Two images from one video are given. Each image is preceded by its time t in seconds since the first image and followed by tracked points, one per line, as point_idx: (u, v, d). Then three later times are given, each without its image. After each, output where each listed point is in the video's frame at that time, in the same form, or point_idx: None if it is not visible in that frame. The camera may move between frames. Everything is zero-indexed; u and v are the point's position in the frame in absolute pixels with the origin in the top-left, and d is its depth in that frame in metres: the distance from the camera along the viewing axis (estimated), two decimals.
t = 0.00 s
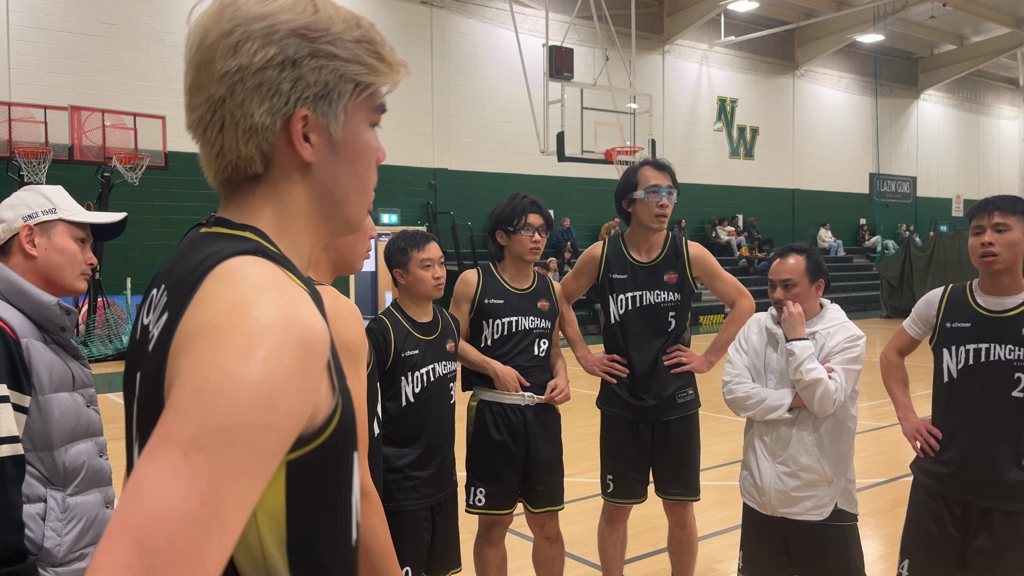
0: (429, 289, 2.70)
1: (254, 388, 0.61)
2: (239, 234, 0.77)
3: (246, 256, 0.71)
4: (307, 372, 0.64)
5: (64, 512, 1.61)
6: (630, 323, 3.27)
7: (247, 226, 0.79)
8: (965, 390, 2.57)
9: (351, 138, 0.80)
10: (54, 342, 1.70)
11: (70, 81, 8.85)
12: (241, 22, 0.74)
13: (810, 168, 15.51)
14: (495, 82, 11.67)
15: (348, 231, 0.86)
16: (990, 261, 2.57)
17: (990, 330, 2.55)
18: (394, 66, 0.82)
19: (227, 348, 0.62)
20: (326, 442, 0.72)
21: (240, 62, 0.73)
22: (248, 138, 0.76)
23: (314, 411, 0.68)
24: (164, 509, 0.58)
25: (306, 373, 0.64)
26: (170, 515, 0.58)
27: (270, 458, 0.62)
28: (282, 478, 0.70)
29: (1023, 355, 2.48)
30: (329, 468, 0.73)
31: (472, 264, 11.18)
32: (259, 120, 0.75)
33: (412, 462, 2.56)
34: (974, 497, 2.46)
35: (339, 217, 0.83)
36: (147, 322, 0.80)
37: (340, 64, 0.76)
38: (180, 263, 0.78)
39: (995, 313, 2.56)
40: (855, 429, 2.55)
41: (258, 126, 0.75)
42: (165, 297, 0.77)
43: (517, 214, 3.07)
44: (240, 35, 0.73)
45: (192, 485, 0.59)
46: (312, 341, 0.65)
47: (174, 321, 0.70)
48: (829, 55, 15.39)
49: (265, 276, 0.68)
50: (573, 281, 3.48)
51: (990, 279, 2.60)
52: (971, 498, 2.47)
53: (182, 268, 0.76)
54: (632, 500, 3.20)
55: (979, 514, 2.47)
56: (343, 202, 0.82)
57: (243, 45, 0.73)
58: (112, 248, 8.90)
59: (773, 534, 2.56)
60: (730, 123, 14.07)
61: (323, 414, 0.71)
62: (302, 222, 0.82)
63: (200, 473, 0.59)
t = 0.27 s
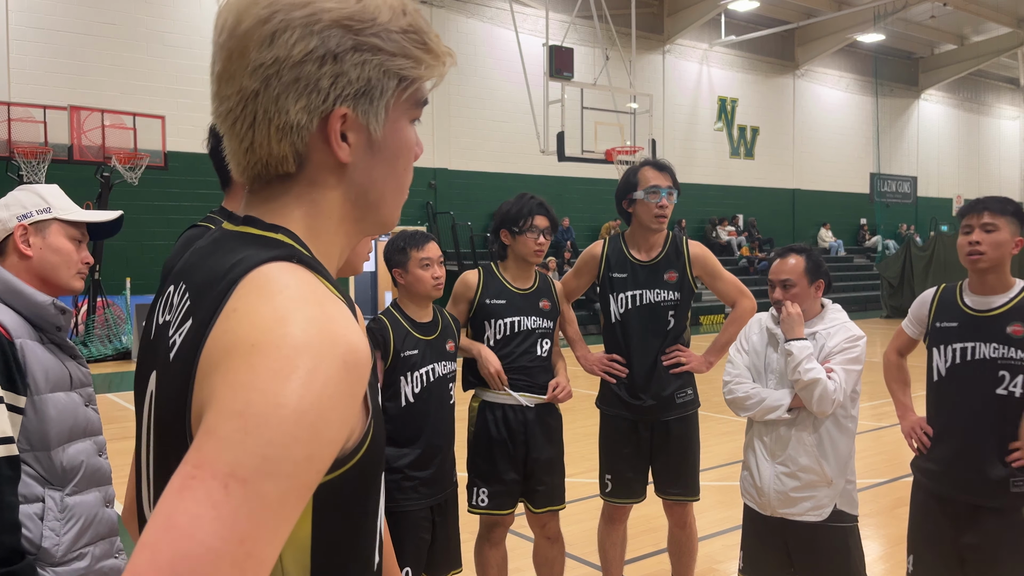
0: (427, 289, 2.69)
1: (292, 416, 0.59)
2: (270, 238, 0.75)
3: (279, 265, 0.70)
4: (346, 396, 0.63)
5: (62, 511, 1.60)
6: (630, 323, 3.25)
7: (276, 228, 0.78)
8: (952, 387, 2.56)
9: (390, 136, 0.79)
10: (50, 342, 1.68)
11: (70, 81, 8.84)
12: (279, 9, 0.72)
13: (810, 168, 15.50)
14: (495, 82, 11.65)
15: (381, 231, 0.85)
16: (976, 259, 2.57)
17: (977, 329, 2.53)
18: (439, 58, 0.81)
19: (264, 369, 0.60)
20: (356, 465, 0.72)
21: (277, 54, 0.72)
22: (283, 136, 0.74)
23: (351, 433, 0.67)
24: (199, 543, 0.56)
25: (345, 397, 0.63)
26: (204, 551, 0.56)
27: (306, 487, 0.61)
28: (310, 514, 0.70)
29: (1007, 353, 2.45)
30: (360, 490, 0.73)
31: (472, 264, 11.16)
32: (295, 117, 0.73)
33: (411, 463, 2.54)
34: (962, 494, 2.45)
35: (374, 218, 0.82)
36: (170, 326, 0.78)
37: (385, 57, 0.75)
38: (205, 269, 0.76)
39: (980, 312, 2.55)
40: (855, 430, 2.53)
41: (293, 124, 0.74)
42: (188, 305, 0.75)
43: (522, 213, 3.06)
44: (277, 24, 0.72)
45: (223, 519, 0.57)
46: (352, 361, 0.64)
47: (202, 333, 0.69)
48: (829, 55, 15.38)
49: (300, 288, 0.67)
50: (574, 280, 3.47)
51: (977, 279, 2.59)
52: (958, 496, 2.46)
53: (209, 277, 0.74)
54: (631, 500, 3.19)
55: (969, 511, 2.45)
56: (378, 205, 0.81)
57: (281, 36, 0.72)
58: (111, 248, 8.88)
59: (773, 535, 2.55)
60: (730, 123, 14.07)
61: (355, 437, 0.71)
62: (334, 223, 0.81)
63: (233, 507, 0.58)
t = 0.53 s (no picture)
0: (426, 288, 2.68)
1: (272, 423, 0.59)
2: (257, 237, 0.75)
3: (264, 265, 0.70)
4: (328, 403, 0.63)
5: (65, 512, 1.60)
6: (630, 322, 3.25)
7: (266, 225, 0.77)
8: (936, 386, 2.57)
9: (385, 132, 0.78)
10: (50, 342, 1.68)
11: (69, 81, 8.83)
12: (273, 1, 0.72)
13: (810, 168, 15.51)
14: (495, 81, 11.65)
15: (373, 230, 0.85)
16: (952, 262, 2.57)
17: (958, 327, 2.53)
18: (435, 54, 0.81)
19: (244, 374, 0.60)
20: (342, 474, 0.70)
21: (269, 46, 0.72)
22: (274, 130, 0.74)
23: (336, 437, 0.67)
24: (175, 556, 0.56)
25: (326, 403, 0.63)
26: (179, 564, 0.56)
27: (285, 497, 0.61)
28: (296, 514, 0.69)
29: (984, 351, 2.45)
30: (351, 494, 0.72)
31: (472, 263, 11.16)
32: (286, 111, 0.73)
33: (411, 463, 2.54)
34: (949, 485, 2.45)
35: (368, 217, 0.82)
36: (156, 328, 0.78)
37: (381, 52, 0.75)
38: (190, 270, 0.76)
39: (960, 312, 2.55)
40: (855, 430, 2.53)
41: (284, 118, 0.74)
42: (174, 306, 0.75)
43: (547, 235, 2.94)
44: (271, 16, 0.72)
45: (200, 531, 0.57)
46: (334, 367, 0.64)
47: (184, 335, 0.68)
48: (829, 54, 15.38)
49: (284, 290, 0.67)
50: (573, 280, 3.47)
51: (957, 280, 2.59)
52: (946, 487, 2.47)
53: (195, 277, 0.74)
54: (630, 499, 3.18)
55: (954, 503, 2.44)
56: (371, 203, 0.81)
57: (273, 28, 0.71)
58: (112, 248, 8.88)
59: (772, 535, 2.56)
60: (731, 123, 14.07)
61: (343, 443, 0.70)
62: (325, 221, 0.81)
63: (208, 520, 0.57)
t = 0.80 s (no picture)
0: (426, 288, 2.67)
1: (223, 413, 0.60)
2: (202, 240, 0.75)
3: (212, 264, 0.70)
4: (276, 394, 0.64)
5: (75, 513, 1.58)
6: (629, 323, 3.25)
7: (210, 229, 0.77)
8: (934, 390, 2.56)
9: (322, 141, 0.78)
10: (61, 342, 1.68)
11: (69, 80, 8.83)
12: (209, 12, 0.72)
13: (810, 168, 15.51)
14: (495, 81, 11.64)
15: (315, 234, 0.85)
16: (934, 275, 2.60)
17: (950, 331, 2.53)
18: (372, 65, 0.81)
19: (193, 368, 0.60)
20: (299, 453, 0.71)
21: (206, 57, 0.71)
22: (213, 138, 0.74)
23: (285, 430, 0.67)
24: (135, 541, 0.56)
25: (275, 394, 0.64)
26: (139, 550, 0.56)
27: (239, 485, 0.61)
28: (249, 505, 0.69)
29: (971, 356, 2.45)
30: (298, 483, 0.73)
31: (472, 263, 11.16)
32: (225, 120, 0.73)
33: (411, 464, 2.54)
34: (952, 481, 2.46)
35: (309, 222, 0.82)
36: (103, 330, 0.76)
37: (316, 64, 0.75)
38: (137, 271, 0.75)
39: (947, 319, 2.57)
40: (855, 430, 2.52)
41: (224, 127, 0.74)
42: (122, 306, 0.74)
43: (554, 269, 2.88)
44: (207, 27, 0.71)
45: (164, 514, 0.57)
46: (281, 359, 0.65)
47: (133, 334, 0.68)
48: (830, 54, 15.37)
49: (232, 289, 0.67)
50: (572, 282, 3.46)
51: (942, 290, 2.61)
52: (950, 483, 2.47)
53: (140, 278, 0.73)
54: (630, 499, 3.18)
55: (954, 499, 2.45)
56: (311, 208, 0.81)
57: (209, 39, 0.71)
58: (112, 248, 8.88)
59: (772, 534, 2.56)
60: (730, 123, 14.07)
61: (295, 428, 0.69)
62: (267, 225, 0.81)
63: (169, 501, 0.58)
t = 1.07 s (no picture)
0: (425, 288, 2.69)
1: (171, 388, 0.62)
2: (148, 239, 0.78)
3: (160, 258, 0.73)
4: (223, 375, 0.67)
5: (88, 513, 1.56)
6: (628, 325, 3.26)
7: (155, 231, 0.80)
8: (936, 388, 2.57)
9: (259, 150, 0.85)
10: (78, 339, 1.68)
11: (69, 80, 8.83)
12: (151, 34, 0.76)
13: (810, 168, 15.53)
14: (495, 81, 11.65)
15: (251, 239, 0.90)
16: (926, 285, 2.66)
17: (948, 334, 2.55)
18: (303, 82, 0.89)
19: (144, 345, 0.63)
20: (231, 443, 0.75)
21: (149, 73, 0.76)
22: (157, 148, 0.78)
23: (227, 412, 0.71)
24: (85, 503, 0.57)
25: (222, 375, 0.67)
26: (92, 507, 0.57)
27: (190, 455, 0.64)
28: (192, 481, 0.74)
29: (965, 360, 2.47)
30: (232, 467, 0.77)
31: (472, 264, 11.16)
32: (168, 130, 0.77)
33: (412, 463, 2.55)
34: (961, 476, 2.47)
35: (246, 226, 0.87)
36: (47, 324, 0.76)
37: (251, 79, 0.81)
38: (83, 266, 0.76)
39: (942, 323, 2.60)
40: (855, 430, 2.52)
41: (166, 137, 0.78)
42: (69, 298, 0.74)
43: (550, 280, 2.89)
44: (150, 46, 0.76)
45: (115, 476, 0.59)
46: (228, 342, 0.69)
47: (81, 323, 0.69)
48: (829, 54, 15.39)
49: (177, 278, 0.70)
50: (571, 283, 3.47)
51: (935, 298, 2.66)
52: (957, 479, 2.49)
53: (85, 273, 0.75)
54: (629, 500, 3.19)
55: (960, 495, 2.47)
56: (249, 213, 0.86)
57: (152, 57, 0.76)
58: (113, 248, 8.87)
59: (771, 534, 2.57)
60: (730, 123, 14.08)
61: (235, 414, 0.74)
62: (210, 228, 0.85)
63: (124, 466, 0.59)
